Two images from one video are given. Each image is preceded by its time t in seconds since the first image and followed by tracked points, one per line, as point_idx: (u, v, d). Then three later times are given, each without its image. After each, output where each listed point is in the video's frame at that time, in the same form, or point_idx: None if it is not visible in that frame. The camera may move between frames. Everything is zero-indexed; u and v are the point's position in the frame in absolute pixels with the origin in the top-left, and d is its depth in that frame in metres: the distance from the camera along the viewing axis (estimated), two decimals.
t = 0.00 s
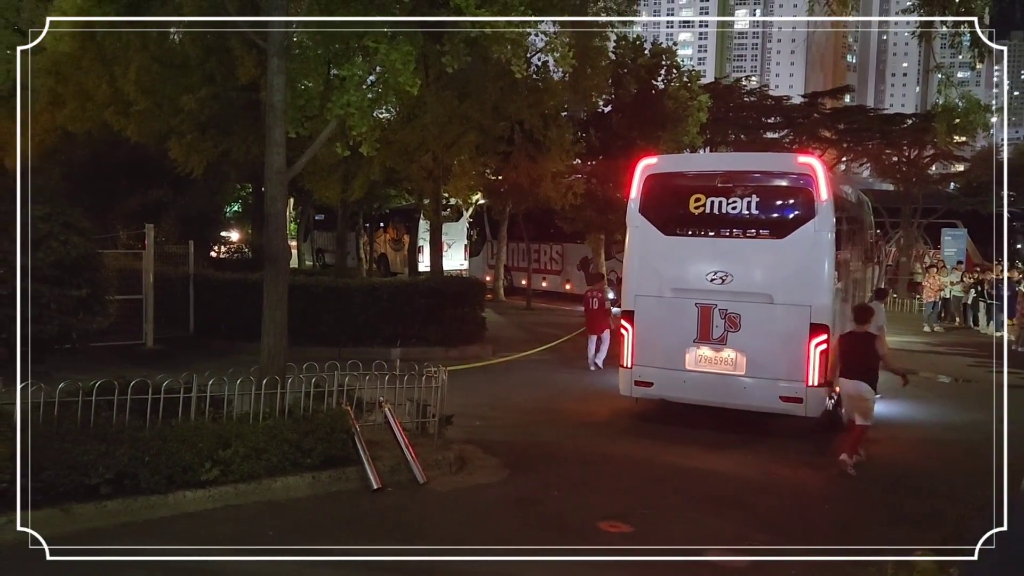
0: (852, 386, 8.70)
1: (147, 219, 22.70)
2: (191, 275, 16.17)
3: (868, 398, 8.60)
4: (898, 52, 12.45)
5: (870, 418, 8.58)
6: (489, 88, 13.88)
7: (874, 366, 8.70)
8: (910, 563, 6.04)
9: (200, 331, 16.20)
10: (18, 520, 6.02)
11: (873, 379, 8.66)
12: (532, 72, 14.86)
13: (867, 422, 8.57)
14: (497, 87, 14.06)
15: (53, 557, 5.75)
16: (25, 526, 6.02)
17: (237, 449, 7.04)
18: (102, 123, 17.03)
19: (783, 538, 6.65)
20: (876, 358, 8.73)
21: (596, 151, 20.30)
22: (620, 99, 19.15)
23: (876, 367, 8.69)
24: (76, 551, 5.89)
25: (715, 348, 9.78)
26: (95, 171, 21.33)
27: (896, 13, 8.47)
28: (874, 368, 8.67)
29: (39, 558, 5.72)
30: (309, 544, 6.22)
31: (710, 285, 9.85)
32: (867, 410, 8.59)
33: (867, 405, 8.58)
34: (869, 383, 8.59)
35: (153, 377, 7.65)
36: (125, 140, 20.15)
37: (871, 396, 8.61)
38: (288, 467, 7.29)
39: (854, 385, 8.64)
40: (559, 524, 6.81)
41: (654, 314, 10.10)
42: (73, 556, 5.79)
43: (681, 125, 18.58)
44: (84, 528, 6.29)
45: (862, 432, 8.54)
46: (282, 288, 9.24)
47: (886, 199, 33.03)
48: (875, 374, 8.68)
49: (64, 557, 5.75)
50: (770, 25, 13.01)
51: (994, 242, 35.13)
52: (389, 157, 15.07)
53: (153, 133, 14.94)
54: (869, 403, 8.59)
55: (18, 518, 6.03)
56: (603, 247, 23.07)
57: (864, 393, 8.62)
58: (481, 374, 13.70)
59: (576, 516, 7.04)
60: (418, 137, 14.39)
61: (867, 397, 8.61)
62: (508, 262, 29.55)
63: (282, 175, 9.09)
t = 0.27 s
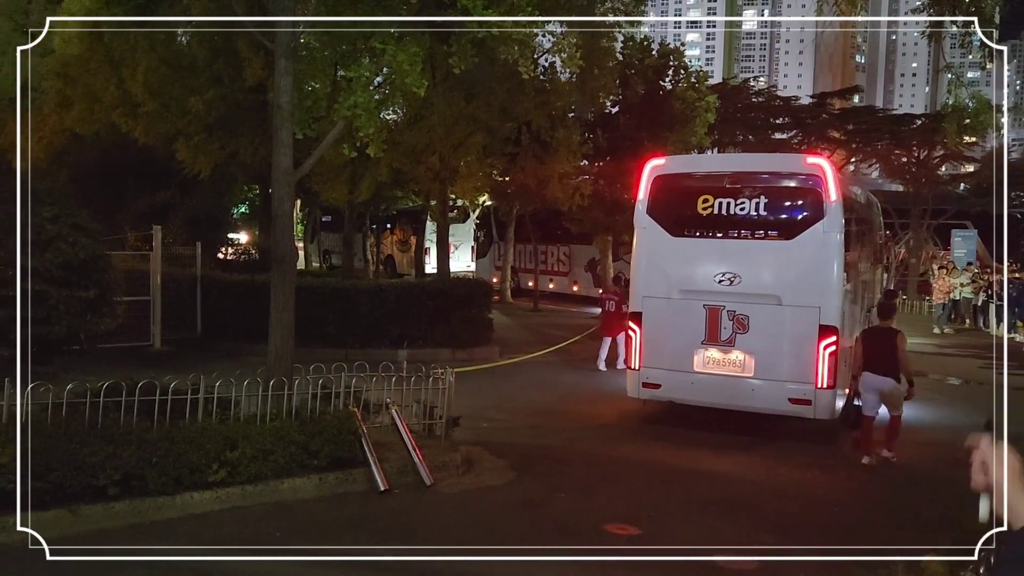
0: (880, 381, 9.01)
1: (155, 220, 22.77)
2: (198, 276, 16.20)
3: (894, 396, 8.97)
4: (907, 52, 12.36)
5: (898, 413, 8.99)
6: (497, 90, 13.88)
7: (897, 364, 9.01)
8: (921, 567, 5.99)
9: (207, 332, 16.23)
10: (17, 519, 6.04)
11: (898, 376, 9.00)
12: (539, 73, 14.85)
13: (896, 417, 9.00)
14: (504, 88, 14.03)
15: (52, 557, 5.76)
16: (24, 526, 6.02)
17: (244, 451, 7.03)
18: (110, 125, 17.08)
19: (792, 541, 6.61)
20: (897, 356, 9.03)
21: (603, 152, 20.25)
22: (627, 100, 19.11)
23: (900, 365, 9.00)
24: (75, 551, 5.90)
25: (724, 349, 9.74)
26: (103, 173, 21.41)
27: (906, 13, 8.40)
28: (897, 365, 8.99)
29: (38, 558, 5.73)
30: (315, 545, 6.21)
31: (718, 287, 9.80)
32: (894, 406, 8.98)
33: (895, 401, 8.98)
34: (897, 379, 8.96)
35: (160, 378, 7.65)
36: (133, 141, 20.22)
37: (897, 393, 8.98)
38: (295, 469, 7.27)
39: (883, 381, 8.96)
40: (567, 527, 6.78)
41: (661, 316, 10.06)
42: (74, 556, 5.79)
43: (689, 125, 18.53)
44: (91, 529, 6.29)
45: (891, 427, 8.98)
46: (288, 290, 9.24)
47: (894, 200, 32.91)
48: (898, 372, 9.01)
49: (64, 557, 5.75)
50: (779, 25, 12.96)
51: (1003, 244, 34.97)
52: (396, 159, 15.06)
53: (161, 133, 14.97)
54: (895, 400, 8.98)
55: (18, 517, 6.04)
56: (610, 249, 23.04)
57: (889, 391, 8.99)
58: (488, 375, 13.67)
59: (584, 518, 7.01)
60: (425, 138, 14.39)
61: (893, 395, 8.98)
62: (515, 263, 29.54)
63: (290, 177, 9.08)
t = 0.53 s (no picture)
0: (909, 386, 9.07)
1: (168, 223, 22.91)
2: (211, 278, 16.28)
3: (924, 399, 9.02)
4: (920, 52, 12.26)
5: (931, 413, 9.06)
6: (508, 92, 13.89)
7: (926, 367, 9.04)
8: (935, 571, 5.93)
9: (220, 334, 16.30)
10: (17, 518, 6.06)
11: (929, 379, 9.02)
12: (550, 74, 14.85)
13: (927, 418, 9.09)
14: (514, 89, 14.01)
15: (53, 557, 5.78)
16: (24, 526, 6.05)
17: (256, 452, 7.05)
18: (123, 128, 17.20)
19: (804, 544, 6.56)
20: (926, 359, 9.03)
21: (614, 154, 20.20)
22: (639, 101, 19.10)
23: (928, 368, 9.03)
24: (75, 551, 5.93)
25: (736, 352, 9.70)
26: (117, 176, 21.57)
27: (918, 13, 8.30)
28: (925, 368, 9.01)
29: (39, 558, 5.76)
30: (326, 546, 6.22)
31: (730, 288, 9.77)
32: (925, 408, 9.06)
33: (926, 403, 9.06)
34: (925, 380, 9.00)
35: (173, 380, 7.69)
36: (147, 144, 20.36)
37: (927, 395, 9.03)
38: (307, 470, 7.29)
39: (911, 386, 9.03)
40: (578, 529, 6.76)
41: (673, 317, 10.03)
42: (74, 556, 5.82)
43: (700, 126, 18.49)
44: (104, 530, 6.33)
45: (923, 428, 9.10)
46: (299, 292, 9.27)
47: (908, 201, 32.69)
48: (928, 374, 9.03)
49: (63, 557, 5.78)
50: (790, 25, 12.89)
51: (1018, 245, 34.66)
52: (407, 161, 15.09)
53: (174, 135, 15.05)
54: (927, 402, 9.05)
55: (17, 516, 6.06)
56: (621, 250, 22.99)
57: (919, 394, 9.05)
58: (499, 377, 13.67)
59: (595, 520, 6.99)
60: (436, 140, 14.42)
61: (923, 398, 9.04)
62: (525, 264, 29.54)
63: (303, 179, 9.11)
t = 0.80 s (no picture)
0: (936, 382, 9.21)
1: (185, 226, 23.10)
2: (226, 280, 16.39)
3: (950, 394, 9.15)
4: (937, 52, 12.15)
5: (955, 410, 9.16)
6: (522, 93, 13.89)
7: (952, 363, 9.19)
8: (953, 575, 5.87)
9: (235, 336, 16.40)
10: (17, 518, 6.05)
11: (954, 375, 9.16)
12: (563, 76, 14.83)
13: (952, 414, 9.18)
14: (528, 91, 14.00)
15: (52, 557, 5.81)
16: (24, 526, 6.04)
17: (272, 454, 7.09)
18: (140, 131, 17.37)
19: (820, 547, 6.51)
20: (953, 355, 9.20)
21: (628, 155, 20.16)
22: (653, 102, 19.14)
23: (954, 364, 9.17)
24: (75, 551, 5.96)
25: (751, 353, 9.66)
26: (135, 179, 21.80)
27: (936, 14, 8.26)
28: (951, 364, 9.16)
29: (39, 558, 5.79)
30: (341, 548, 6.23)
31: (745, 290, 9.73)
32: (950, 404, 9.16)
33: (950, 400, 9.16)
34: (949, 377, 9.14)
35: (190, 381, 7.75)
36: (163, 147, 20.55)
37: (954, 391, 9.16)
38: (322, 472, 7.32)
39: (939, 381, 9.16)
40: (592, 531, 6.74)
41: (688, 319, 10.01)
42: (73, 556, 5.85)
43: (715, 128, 18.26)
44: (121, 529, 6.38)
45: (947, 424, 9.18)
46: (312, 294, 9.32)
47: (925, 202, 32.42)
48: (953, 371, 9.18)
49: (63, 558, 5.81)
50: (805, 26, 12.82)
51: None
52: (420, 163, 15.16)
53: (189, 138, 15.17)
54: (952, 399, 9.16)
55: (17, 515, 6.06)
56: (636, 252, 22.95)
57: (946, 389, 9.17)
58: (514, 379, 13.68)
59: (609, 522, 6.98)
60: (450, 143, 14.49)
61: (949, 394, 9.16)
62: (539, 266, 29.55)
63: (317, 181, 9.16)
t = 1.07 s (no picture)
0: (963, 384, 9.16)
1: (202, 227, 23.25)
2: (243, 281, 16.49)
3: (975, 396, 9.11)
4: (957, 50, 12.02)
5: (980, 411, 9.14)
6: (537, 94, 13.86)
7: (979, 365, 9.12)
8: None
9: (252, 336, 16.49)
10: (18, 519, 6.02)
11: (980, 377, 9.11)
12: (579, 76, 14.84)
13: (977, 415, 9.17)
14: (544, 91, 13.97)
15: (52, 558, 5.80)
16: (24, 526, 6.01)
17: (289, 453, 7.12)
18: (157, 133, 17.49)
19: (838, 550, 6.45)
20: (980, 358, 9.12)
21: (645, 155, 20.12)
22: (668, 102, 19.06)
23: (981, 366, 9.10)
24: (75, 551, 5.95)
25: (768, 354, 9.61)
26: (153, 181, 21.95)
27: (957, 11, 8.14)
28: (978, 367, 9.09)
29: (38, 559, 5.77)
30: (357, 547, 6.25)
31: (762, 290, 9.68)
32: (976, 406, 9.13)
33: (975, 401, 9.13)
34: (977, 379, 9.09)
35: (208, 382, 7.79)
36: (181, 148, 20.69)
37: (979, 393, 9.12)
38: (339, 471, 7.35)
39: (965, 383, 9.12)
40: (608, 532, 6.72)
41: (704, 318, 9.97)
42: (73, 556, 5.84)
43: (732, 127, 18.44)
44: (140, 528, 6.42)
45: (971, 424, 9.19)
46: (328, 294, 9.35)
47: (945, 201, 32.13)
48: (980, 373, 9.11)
49: (63, 558, 5.80)
50: (823, 25, 12.71)
51: None
52: (436, 163, 15.19)
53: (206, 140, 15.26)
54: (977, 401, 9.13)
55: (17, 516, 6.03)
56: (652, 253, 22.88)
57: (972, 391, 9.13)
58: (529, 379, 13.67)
59: (625, 523, 6.96)
60: (466, 144, 14.57)
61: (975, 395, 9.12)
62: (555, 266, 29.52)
63: (334, 182, 9.18)
